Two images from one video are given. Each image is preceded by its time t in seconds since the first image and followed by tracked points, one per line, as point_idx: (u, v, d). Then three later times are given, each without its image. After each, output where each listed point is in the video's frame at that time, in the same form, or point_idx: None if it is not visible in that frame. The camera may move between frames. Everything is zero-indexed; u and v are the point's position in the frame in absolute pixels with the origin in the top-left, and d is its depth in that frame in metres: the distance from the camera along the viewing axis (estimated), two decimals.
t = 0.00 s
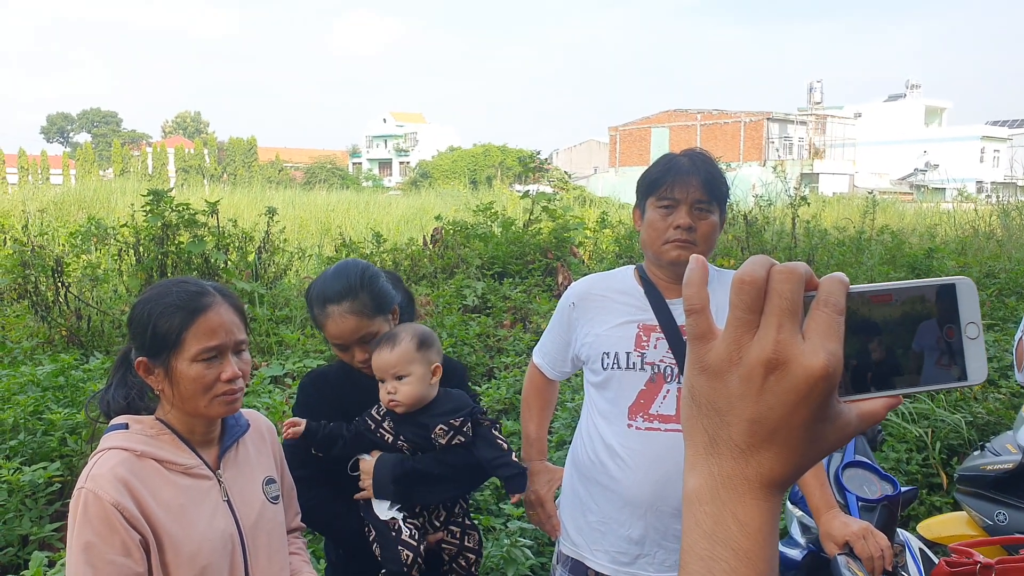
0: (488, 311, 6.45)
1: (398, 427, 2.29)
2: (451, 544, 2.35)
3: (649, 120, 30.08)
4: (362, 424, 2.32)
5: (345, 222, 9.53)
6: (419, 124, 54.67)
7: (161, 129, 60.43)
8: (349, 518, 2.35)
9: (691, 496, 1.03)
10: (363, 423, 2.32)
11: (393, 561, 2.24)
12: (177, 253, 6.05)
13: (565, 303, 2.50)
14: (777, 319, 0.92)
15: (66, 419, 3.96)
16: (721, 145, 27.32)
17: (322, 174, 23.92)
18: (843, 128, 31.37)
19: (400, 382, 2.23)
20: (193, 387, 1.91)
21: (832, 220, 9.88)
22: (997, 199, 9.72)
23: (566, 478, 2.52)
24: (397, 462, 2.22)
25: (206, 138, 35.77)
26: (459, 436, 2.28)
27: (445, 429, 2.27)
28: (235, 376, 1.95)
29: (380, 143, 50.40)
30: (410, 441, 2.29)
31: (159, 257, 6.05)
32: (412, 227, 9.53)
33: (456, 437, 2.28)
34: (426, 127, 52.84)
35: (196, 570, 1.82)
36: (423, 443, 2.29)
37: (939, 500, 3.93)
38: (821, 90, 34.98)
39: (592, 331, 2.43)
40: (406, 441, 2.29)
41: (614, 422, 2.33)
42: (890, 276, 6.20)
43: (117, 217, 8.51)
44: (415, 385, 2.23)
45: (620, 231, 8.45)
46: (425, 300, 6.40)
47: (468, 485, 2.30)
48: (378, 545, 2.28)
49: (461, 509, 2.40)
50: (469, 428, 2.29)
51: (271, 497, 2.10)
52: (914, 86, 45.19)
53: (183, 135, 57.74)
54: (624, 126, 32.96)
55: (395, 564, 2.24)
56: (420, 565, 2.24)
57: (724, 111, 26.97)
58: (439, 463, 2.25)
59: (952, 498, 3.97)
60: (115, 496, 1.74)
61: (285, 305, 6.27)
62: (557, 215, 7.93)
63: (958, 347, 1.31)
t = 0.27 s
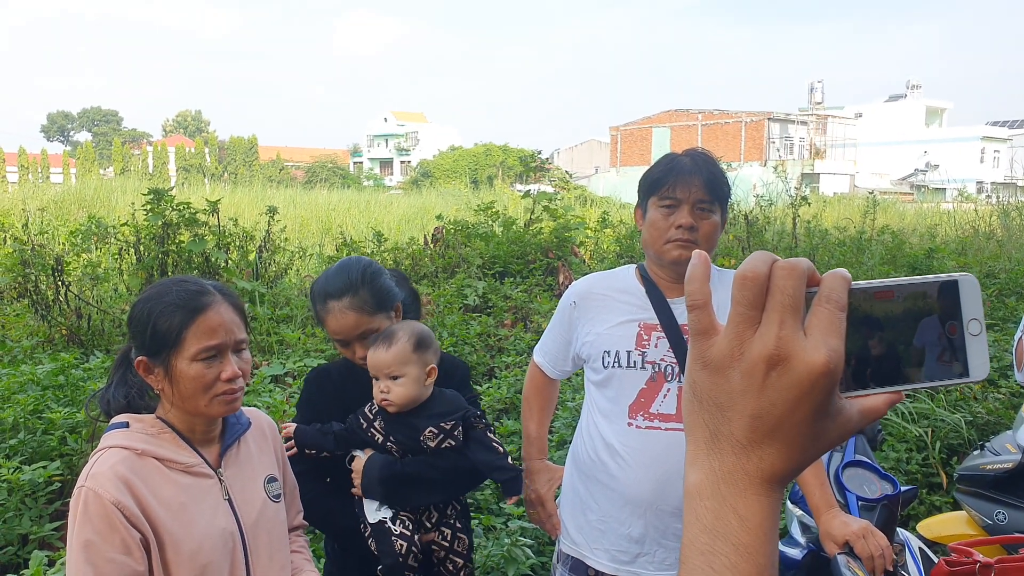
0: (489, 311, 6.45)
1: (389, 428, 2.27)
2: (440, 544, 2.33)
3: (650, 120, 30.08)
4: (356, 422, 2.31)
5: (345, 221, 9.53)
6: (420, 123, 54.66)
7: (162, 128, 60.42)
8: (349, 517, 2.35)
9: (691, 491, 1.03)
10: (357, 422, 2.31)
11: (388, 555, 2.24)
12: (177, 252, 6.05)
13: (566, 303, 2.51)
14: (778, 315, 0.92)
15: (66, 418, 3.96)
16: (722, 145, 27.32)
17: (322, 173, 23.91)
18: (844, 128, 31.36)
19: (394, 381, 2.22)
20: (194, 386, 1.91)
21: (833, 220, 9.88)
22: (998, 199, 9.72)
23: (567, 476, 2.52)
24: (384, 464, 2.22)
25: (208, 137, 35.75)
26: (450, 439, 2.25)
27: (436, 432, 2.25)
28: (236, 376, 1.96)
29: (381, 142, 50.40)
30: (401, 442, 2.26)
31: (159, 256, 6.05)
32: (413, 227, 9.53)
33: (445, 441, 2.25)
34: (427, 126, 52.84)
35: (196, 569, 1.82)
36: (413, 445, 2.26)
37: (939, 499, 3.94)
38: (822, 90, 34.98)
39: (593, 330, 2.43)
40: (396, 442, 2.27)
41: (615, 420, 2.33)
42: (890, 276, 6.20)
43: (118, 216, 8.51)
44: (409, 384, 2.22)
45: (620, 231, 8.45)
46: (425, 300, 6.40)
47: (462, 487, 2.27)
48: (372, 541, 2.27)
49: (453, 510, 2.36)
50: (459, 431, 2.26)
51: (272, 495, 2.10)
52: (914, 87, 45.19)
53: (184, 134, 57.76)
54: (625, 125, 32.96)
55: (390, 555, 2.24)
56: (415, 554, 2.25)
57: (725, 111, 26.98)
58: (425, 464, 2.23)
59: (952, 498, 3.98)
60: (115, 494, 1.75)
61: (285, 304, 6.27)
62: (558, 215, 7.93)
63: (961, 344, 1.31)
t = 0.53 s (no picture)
0: (489, 310, 6.45)
1: (374, 425, 2.26)
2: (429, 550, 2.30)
3: (651, 119, 30.08)
4: (343, 418, 2.31)
5: (346, 221, 9.53)
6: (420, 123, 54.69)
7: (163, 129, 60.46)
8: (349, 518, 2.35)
9: (684, 493, 1.04)
10: (343, 417, 2.31)
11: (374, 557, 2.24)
12: (178, 253, 6.06)
13: (566, 302, 2.51)
14: (769, 317, 0.92)
15: (67, 419, 3.96)
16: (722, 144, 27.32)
17: (322, 173, 23.91)
18: (844, 126, 31.36)
19: (388, 382, 2.21)
20: (196, 387, 1.92)
21: (833, 219, 9.88)
22: (998, 197, 9.72)
23: (567, 475, 2.52)
24: (371, 468, 2.21)
25: (208, 137, 35.74)
26: (432, 437, 2.24)
27: (418, 430, 2.24)
28: (238, 376, 1.96)
29: (381, 142, 50.40)
30: (384, 441, 2.25)
31: (160, 256, 6.05)
32: (414, 227, 9.53)
33: (428, 438, 2.24)
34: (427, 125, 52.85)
35: (198, 568, 1.82)
36: (397, 444, 2.25)
37: (940, 498, 3.94)
38: (822, 89, 34.98)
39: (593, 329, 2.44)
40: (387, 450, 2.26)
41: (615, 419, 2.33)
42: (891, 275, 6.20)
43: (118, 217, 8.51)
44: (402, 387, 2.22)
45: (621, 230, 8.45)
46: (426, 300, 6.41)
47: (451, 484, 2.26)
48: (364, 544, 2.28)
49: (445, 514, 2.34)
50: (442, 429, 2.25)
51: (274, 495, 2.10)
52: (915, 85, 45.17)
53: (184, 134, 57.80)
54: (625, 125, 32.97)
55: (376, 558, 2.24)
56: (401, 562, 2.24)
57: (725, 110, 26.97)
58: (415, 469, 2.22)
59: (953, 497, 3.98)
60: (117, 493, 1.75)
61: (286, 304, 6.28)
62: (558, 215, 7.93)
63: (950, 345, 1.32)
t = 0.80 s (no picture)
0: (491, 310, 6.46)
1: (368, 420, 2.27)
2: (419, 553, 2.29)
3: (652, 119, 30.07)
4: (344, 400, 2.33)
5: (348, 222, 9.53)
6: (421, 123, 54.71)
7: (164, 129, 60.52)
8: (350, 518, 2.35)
9: (685, 492, 1.04)
10: (345, 399, 2.32)
11: (362, 555, 2.25)
12: (180, 253, 6.06)
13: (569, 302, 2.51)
14: (771, 317, 0.92)
15: (70, 419, 3.97)
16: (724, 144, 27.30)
17: (324, 173, 23.91)
18: (845, 127, 31.34)
19: (392, 382, 2.21)
20: (199, 387, 1.92)
21: (835, 219, 9.88)
22: (1001, 198, 9.71)
23: (568, 476, 2.52)
24: (358, 474, 2.22)
25: (210, 137, 35.75)
26: (423, 434, 2.24)
27: (409, 430, 2.23)
28: (241, 377, 1.96)
29: (382, 142, 50.46)
30: (376, 435, 2.26)
31: (162, 257, 6.06)
32: (415, 227, 9.53)
33: (418, 435, 2.24)
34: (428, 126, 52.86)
35: (201, 569, 1.82)
36: (388, 441, 2.25)
37: (942, 499, 3.94)
38: (823, 89, 34.96)
39: (595, 329, 2.44)
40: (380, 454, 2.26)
41: (617, 420, 2.33)
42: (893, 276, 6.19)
43: (121, 217, 8.52)
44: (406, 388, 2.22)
45: (623, 231, 8.44)
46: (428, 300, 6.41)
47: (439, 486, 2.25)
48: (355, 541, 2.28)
49: (436, 517, 2.30)
50: (434, 428, 2.24)
51: (276, 495, 2.10)
52: (916, 86, 45.16)
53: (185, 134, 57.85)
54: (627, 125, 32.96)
55: (363, 558, 2.25)
56: (387, 563, 2.24)
57: (727, 111, 26.96)
58: (401, 473, 2.20)
59: (955, 497, 3.98)
60: (121, 493, 1.75)
61: (288, 304, 6.28)
62: (560, 215, 7.92)
63: (953, 346, 1.31)
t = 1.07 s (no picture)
0: (492, 311, 6.45)
1: (375, 420, 2.27)
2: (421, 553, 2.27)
3: (654, 120, 30.06)
4: (350, 398, 2.33)
5: (349, 222, 9.53)
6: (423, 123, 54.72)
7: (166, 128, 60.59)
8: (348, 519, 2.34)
9: (690, 489, 1.03)
10: (351, 398, 2.32)
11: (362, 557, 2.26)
12: (181, 252, 6.06)
13: (570, 301, 2.51)
14: (777, 313, 0.92)
15: (70, 418, 3.97)
16: (725, 145, 27.30)
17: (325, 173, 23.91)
18: (847, 128, 31.33)
19: (394, 384, 2.21)
20: (200, 386, 1.92)
21: (836, 221, 9.87)
22: (1001, 200, 9.71)
23: (570, 477, 2.52)
24: (365, 478, 2.20)
25: (211, 136, 35.74)
26: (433, 434, 2.23)
27: (418, 429, 2.22)
28: (242, 376, 1.96)
29: (383, 143, 50.49)
30: (384, 435, 2.26)
31: (163, 256, 6.06)
32: (416, 227, 9.53)
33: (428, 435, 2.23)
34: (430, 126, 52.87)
35: (201, 568, 1.82)
36: (396, 441, 2.25)
37: (943, 500, 3.93)
38: (825, 91, 34.97)
39: (596, 329, 2.44)
40: (387, 457, 2.25)
41: (618, 420, 2.33)
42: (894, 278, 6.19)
43: (122, 216, 8.52)
44: (407, 388, 2.22)
45: (624, 232, 8.44)
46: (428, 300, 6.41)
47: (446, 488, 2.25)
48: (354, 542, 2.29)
49: (439, 518, 2.31)
50: (443, 428, 2.23)
51: (277, 494, 2.10)
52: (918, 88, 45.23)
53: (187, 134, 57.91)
54: (628, 126, 32.96)
55: (363, 560, 2.26)
56: (386, 565, 2.24)
57: (728, 112, 26.95)
58: (407, 477, 2.20)
59: (956, 499, 3.97)
60: (122, 492, 1.75)
61: (289, 304, 6.28)
62: (561, 215, 7.92)
63: (960, 343, 1.30)
